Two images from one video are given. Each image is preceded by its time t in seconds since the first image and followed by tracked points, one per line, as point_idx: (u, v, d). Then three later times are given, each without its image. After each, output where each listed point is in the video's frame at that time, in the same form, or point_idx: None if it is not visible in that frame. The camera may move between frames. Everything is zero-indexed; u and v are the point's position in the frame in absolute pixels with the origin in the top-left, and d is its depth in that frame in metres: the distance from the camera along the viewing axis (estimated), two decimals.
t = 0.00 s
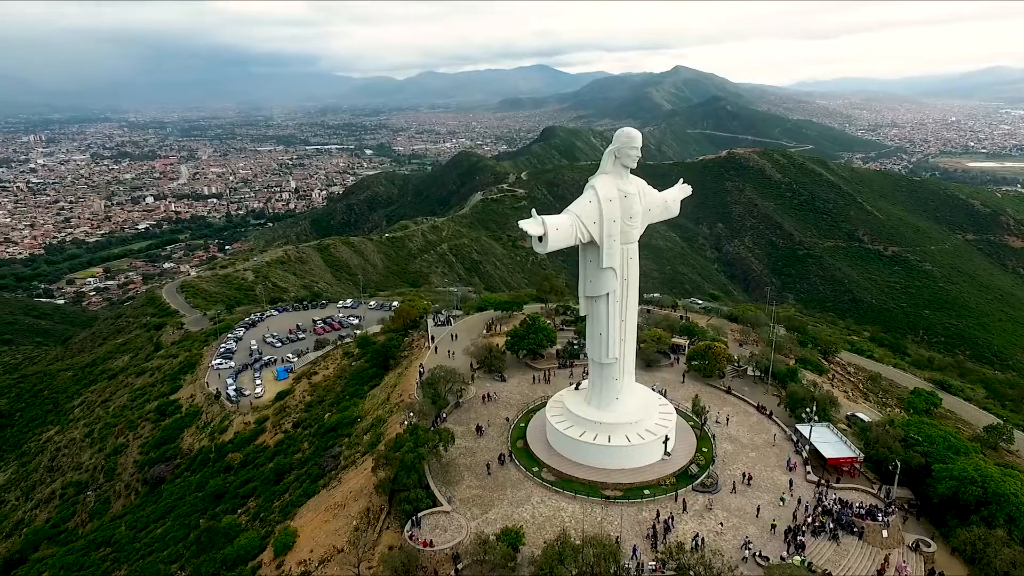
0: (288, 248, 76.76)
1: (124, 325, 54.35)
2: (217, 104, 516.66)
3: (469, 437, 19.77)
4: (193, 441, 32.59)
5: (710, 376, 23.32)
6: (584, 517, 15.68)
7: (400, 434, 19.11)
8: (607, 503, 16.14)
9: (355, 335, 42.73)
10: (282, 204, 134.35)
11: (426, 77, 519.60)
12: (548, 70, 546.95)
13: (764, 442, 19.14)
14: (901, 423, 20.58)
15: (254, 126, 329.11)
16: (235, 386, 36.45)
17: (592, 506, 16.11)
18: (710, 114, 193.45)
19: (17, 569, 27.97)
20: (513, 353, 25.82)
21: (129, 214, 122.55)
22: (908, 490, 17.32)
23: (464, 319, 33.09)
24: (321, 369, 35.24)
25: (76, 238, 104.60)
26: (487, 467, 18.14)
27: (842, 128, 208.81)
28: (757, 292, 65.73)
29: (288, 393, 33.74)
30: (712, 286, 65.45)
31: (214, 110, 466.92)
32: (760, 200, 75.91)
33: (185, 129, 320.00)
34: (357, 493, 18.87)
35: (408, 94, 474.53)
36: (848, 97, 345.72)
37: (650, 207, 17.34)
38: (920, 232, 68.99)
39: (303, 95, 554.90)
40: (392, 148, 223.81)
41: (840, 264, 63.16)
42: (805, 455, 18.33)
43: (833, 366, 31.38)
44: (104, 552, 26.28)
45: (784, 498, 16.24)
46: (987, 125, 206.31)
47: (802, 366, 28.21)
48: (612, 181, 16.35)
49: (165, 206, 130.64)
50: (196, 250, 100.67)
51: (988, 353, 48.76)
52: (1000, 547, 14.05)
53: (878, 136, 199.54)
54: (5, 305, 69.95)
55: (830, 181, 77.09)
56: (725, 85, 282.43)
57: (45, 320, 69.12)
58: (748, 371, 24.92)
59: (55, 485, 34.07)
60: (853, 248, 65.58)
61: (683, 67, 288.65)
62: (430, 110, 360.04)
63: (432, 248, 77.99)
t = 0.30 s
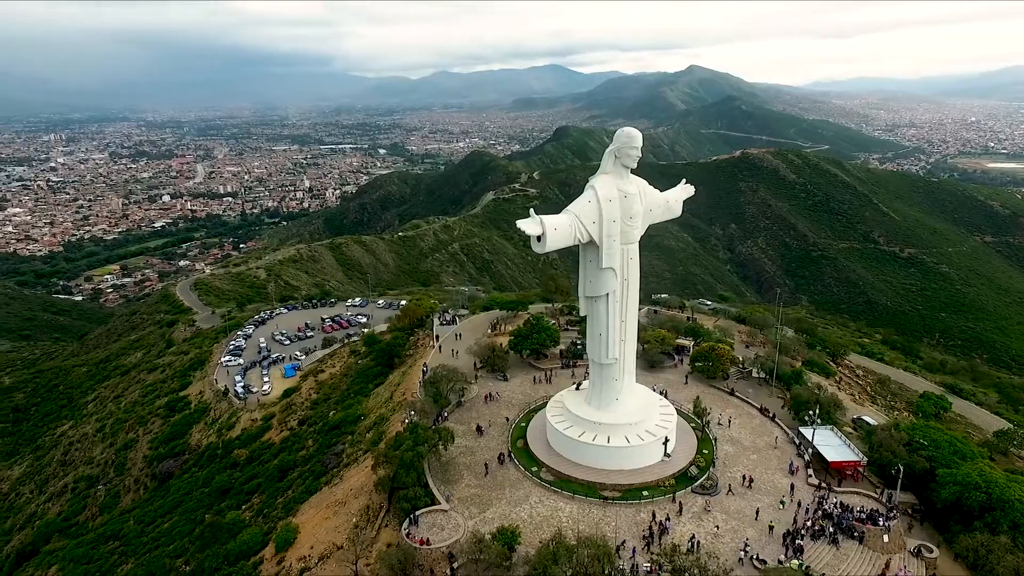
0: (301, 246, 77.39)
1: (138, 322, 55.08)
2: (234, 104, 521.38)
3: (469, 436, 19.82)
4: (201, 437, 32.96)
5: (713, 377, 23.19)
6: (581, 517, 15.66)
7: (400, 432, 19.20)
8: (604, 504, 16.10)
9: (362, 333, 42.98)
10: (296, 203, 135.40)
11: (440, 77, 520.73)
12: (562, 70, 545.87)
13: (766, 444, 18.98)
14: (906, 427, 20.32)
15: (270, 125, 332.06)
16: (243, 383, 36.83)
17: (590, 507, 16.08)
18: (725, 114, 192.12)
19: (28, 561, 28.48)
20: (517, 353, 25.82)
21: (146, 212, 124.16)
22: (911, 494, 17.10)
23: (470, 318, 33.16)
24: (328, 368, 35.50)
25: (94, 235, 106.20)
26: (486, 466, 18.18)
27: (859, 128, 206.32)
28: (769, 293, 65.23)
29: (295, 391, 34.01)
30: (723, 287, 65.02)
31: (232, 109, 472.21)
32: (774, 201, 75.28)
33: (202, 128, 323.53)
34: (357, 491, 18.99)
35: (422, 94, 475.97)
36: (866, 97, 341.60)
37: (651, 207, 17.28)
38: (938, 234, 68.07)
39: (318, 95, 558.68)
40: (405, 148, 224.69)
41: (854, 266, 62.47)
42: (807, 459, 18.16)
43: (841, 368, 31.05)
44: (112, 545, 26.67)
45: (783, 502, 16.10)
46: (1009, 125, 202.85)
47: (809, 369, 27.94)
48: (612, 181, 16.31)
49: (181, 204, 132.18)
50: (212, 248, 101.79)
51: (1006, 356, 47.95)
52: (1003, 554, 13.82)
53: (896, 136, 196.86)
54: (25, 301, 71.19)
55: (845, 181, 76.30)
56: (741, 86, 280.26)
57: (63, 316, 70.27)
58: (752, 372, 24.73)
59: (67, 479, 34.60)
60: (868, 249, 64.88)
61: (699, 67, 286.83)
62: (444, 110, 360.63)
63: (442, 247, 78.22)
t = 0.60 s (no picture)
0: (315, 245, 78.06)
1: (155, 319, 55.92)
2: (252, 103, 526.55)
3: (471, 435, 19.86)
4: (211, 432, 33.38)
5: (719, 379, 23.03)
6: (580, 517, 15.64)
7: (403, 431, 19.29)
8: (604, 505, 16.06)
9: (371, 331, 43.28)
10: (313, 202, 136.54)
11: (456, 76, 521.75)
12: (579, 70, 544.70)
13: (770, 448, 18.80)
14: (915, 431, 20.02)
15: (288, 125, 335.27)
16: (254, 380, 37.26)
17: (590, 508, 16.04)
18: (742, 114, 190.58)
19: (43, 552, 29.05)
20: (522, 353, 25.86)
21: (166, 210, 126.00)
22: (917, 500, 16.86)
23: (477, 318, 33.24)
24: (337, 365, 35.81)
25: (115, 233, 107.97)
26: (487, 465, 18.23)
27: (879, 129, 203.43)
28: (784, 295, 64.61)
29: (304, 388, 34.33)
30: (737, 288, 64.48)
31: (251, 108, 477.54)
32: (790, 202, 74.56)
33: (222, 127, 327.63)
34: (359, 488, 19.13)
35: (438, 94, 477.44)
36: (887, 97, 336.70)
37: (654, 207, 17.19)
38: (958, 236, 67.13)
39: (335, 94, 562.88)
40: (421, 147, 225.62)
41: (872, 268, 61.69)
42: (812, 463, 17.98)
43: (852, 372, 30.66)
44: (124, 538, 27.11)
45: (785, 505, 15.95)
46: None
47: (818, 371, 27.63)
48: (614, 181, 16.25)
49: (200, 202, 133.96)
50: (229, 246, 103.04)
51: None
52: (1008, 563, 13.56)
53: (918, 136, 193.75)
54: (47, 296, 72.58)
55: (864, 182, 75.46)
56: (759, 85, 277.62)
57: (84, 312, 71.56)
58: (759, 375, 24.53)
59: (82, 472, 35.21)
60: (887, 251, 64.10)
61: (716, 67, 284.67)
62: (460, 110, 361.42)
63: (455, 247, 78.41)
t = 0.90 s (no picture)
0: (329, 244, 78.55)
1: (170, 316, 56.66)
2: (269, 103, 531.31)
3: (474, 435, 19.89)
4: (221, 429, 33.78)
5: (725, 381, 22.86)
6: (580, 518, 15.61)
7: (406, 429, 19.37)
8: (604, 506, 16.02)
9: (381, 330, 43.50)
10: (328, 201, 137.51)
11: (470, 76, 522.48)
12: (594, 70, 543.18)
13: (774, 451, 18.64)
14: (923, 435, 19.75)
15: (304, 124, 337.83)
16: (263, 377, 37.64)
17: (590, 508, 16.01)
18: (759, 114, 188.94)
19: (57, 544, 29.60)
20: (527, 353, 25.86)
21: (184, 208, 127.46)
22: (924, 506, 16.64)
23: (485, 318, 33.29)
24: (346, 364, 36.08)
25: (134, 231, 109.50)
26: (489, 465, 18.29)
27: (898, 129, 200.73)
28: (798, 297, 63.90)
29: (312, 385, 34.59)
30: (751, 290, 63.88)
31: (268, 108, 481.42)
32: (806, 203, 73.79)
33: (240, 127, 330.77)
34: (362, 486, 19.26)
35: (453, 94, 478.49)
36: (907, 97, 332.15)
37: (658, 207, 17.13)
38: (978, 238, 66.17)
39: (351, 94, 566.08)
40: (435, 147, 226.31)
41: (889, 270, 60.90)
42: (816, 466, 17.80)
43: (862, 375, 30.32)
44: (134, 532, 27.49)
45: (787, 509, 15.80)
46: None
47: (826, 374, 27.36)
48: (617, 181, 16.22)
49: (217, 201, 135.42)
50: (245, 244, 104.04)
51: None
52: (1014, 570, 13.31)
53: (938, 137, 190.79)
54: (67, 293, 73.75)
55: (881, 184, 74.59)
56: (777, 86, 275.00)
57: (102, 309, 72.65)
58: (766, 377, 24.33)
59: (96, 466, 35.74)
60: (904, 253, 63.30)
61: (733, 67, 282.59)
62: (474, 110, 361.89)
63: (468, 247, 78.56)
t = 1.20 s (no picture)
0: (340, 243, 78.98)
1: (183, 313, 57.30)
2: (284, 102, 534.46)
3: (473, 435, 19.93)
4: (228, 425, 34.10)
5: (728, 383, 22.72)
6: (576, 518, 15.59)
7: (406, 428, 19.44)
8: (601, 507, 15.99)
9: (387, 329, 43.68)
10: (341, 200, 138.27)
11: (483, 75, 522.83)
12: (607, 70, 541.47)
13: (774, 453, 18.50)
14: (928, 439, 19.51)
15: (318, 124, 339.88)
16: (270, 375, 37.94)
17: (586, 509, 15.99)
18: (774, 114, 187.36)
19: (67, 538, 30.06)
20: (530, 354, 25.85)
21: (199, 207, 128.71)
22: (926, 511, 16.44)
23: (489, 317, 33.34)
24: (352, 362, 36.28)
25: (150, 229, 110.81)
26: (488, 464, 18.31)
27: (915, 130, 198.26)
28: (812, 298, 63.21)
29: (318, 384, 34.78)
30: (763, 291, 63.32)
31: (283, 108, 484.95)
32: (820, 204, 73.11)
33: (255, 127, 333.70)
34: (362, 483, 19.36)
35: (467, 94, 479.15)
36: (924, 97, 328.04)
37: (658, 208, 17.06)
38: (996, 241, 65.30)
39: (365, 94, 568.53)
40: (448, 147, 226.77)
41: (904, 272, 60.18)
42: (818, 470, 17.64)
43: (870, 378, 30.00)
44: (140, 526, 27.84)
45: (786, 512, 15.66)
46: None
47: (833, 377, 27.09)
48: (616, 182, 16.16)
49: (232, 200, 136.56)
50: (259, 243, 104.89)
51: None
52: None
53: (957, 138, 188.09)
54: (84, 290, 74.82)
55: (897, 185, 73.80)
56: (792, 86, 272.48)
57: (118, 306, 73.61)
58: (770, 379, 24.14)
59: (106, 461, 36.24)
60: (920, 255, 62.56)
61: (748, 67, 280.46)
62: (487, 110, 362.14)
63: (479, 247, 78.66)
